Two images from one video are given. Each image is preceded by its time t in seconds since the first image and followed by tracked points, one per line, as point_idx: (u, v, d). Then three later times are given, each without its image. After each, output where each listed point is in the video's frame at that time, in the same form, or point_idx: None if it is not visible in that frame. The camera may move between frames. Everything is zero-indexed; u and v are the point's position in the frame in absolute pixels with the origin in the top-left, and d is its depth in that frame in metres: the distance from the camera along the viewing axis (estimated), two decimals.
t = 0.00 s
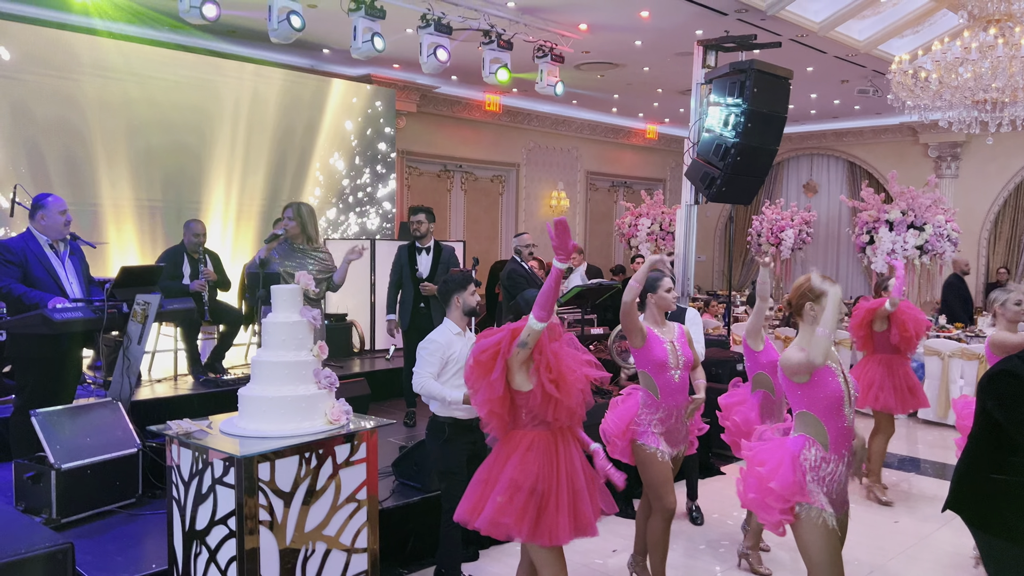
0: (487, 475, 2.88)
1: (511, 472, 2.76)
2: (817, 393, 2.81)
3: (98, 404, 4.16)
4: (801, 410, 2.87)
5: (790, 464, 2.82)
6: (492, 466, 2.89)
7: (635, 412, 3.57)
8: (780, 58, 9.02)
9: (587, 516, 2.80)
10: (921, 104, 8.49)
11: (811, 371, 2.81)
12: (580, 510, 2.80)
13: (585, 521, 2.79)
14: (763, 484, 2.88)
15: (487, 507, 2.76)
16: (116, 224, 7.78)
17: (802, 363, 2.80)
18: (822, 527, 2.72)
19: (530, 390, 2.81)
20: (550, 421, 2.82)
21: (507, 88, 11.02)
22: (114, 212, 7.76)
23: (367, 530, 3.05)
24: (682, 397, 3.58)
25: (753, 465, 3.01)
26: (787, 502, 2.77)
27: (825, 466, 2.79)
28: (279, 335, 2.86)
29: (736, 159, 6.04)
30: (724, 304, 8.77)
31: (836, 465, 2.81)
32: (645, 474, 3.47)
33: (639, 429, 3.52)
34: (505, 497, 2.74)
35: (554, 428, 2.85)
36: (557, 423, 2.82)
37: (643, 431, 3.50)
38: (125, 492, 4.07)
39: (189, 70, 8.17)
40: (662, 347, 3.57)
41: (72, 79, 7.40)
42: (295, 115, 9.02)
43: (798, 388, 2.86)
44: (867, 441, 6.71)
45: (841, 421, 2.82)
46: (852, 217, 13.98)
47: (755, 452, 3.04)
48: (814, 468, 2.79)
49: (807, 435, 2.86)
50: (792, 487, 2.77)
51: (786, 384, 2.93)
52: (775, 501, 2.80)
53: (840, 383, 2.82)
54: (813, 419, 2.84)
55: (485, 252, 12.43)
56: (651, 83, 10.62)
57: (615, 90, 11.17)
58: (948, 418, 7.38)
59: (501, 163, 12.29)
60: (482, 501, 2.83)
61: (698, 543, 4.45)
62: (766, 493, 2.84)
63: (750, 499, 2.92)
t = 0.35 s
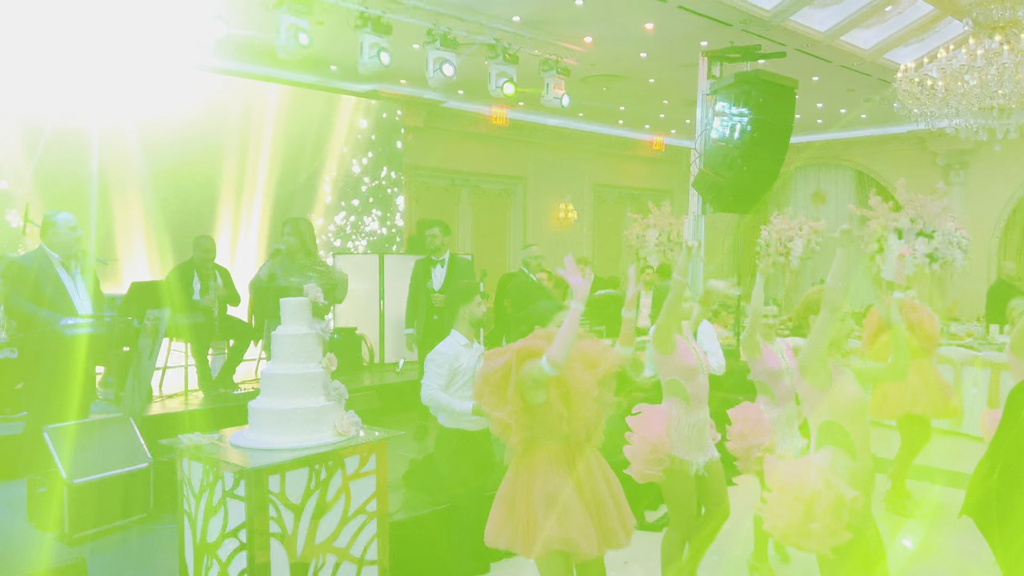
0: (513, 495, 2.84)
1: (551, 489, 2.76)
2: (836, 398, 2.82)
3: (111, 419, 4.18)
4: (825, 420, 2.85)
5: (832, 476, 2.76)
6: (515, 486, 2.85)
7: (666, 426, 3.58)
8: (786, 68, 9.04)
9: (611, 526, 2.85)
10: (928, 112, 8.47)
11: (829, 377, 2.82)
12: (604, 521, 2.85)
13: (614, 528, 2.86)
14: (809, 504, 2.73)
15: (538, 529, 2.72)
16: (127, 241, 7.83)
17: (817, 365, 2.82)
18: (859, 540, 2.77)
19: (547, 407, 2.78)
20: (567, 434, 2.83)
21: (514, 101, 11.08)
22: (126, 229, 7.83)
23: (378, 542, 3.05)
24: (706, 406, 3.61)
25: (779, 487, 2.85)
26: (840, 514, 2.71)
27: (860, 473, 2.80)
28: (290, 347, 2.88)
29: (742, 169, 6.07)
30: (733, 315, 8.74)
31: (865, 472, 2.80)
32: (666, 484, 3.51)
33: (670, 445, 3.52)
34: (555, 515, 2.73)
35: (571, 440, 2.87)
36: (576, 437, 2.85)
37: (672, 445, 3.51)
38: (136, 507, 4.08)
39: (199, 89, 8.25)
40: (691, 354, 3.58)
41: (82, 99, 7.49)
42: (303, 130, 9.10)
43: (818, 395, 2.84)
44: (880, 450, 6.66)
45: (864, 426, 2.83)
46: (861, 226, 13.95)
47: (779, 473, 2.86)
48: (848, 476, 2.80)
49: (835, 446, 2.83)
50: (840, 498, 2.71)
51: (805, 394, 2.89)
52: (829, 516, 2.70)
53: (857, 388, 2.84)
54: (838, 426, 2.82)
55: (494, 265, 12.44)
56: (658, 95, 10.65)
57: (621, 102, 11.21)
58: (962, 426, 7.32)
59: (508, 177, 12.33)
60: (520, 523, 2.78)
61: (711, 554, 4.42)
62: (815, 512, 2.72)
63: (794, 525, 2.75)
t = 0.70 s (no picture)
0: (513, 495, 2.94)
1: (526, 495, 2.81)
2: (840, 410, 2.77)
3: (123, 433, 4.20)
4: (829, 430, 2.83)
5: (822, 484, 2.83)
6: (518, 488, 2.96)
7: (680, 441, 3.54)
8: (795, 81, 9.05)
9: (602, 542, 2.77)
10: (938, 123, 8.42)
11: (833, 392, 2.80)
12: (595, 536, 2.78)
13: (600, 549, 2.76)
14: (796, 505, 2.87)
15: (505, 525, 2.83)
16: (141, 257, 7.90)
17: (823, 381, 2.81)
18: (854, 552, 2.71)
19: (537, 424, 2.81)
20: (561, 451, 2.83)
21: (524, 116, 11.14)
22: (140, 245, 7.90)
23: (389, 555, 3.04)
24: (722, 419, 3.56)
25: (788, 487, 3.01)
26: (821, 520, 2.78)
27: (857, 486, 2.74)
28: (300, 361, 2.89)
29: (753, 182, 6.07)
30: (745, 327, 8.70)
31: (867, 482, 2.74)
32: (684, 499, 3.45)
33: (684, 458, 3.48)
34: (523, 518, 2.77)
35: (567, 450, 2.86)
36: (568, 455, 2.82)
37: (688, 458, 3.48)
38: (149, 521, 4.09)
39: (212, 106, 8.35)
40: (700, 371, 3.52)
41: (98, 117, 7.60)
42: (315, 145, 9.14)
43: (824, 407, 2.84)
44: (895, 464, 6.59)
45: (870, 439, 2.74)
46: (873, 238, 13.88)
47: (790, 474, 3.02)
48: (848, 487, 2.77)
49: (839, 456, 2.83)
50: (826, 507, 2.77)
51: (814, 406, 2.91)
52: (809, 520, 2.80)
53: (867, 401, 2.74)
54: (838, 436, 2.80)
55: (504, 279, 12.46)
56: (667, 108, 10.67)
57: (630, 116, 11.24)
58: (978, 439, 7.23)
59: (518, 191, 12.38)
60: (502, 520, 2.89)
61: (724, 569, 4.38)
62: (798, 515, 2.84)
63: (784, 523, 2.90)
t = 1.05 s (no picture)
0: (514, 513, 2.95)
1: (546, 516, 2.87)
2: (856, 428, 2.70)
3: (140, 447, 4.22)
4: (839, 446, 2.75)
5: (836, 502, 2.74)
6: (520, 506, 2.96)
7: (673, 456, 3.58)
8: (809, 95, 9.05)
9: (614, 556, 2.92)
10: (954, 137, 8.36)
11: (850, 409, 2.70)
12: (606, 551, 2.92)
13: (612, 560, 2.92)
14: (805, 525, 2.80)
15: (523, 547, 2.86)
16: (158, 272, 7.99)
17: (842, 399, 2.69)
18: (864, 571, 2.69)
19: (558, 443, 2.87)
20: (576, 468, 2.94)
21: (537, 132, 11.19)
22: (158, 261, 8.00)
23: (402, 570, 3.04)
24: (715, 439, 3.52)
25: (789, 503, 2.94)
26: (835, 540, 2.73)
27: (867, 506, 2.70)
28: (316, 375, 2.91)
29: (767, 196, 6.06)
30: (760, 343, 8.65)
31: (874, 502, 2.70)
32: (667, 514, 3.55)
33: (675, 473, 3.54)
34: (542, 541, 2.84)
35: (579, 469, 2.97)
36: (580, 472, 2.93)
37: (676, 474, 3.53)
38: (165, 535, 4.11)
39: (229, 123, 8.45)
40: (698, 389, 3.52)
41: (116, 134, 7.72)
42: (331, 160, 9.21)
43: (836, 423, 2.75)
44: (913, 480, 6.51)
45: (883, 459, 2.72)
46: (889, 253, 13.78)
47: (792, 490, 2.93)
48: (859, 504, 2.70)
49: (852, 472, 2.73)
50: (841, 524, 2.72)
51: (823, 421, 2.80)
52: (821, 539, 2.74)
53: (882, 421, 2.71)
54: (849, 454, 2.72)
55: (518, 294, 12.47)
56: (680, 123, 10.68)
57: (644, 131, 11.26)
58: (999, 456, 7.13)
59: (532, 206, 12.41)
60: (512, 540, 2.91)
61: None
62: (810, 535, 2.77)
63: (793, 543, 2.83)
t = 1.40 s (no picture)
0: (510, 515, 3.00)
1: (530, 523, 2.87)
2: (860, 443, 2.69)
3: (152, 455, 4.24)
4: (842, 455, 2.75)
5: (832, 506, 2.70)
6: (513, 511, 3.00)
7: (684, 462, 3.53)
8: (821, 105, 9.02)
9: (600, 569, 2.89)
10: (967, 147, 8.26)
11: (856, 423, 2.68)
12: (593, 563, 2.90)
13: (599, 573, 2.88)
14: (799, 526, 2.76)
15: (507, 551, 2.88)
16: (171, 281, 8.04)
17: (848, 414, 2.66)
18: None
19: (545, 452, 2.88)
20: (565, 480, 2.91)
21: (548, 142, 11.22)
22: (171, 270, 8.06)
23: None
24: (725, 449, 3.51)
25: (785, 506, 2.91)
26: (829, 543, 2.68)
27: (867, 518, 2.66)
28: (327, 383, 2.92)
29: (779, 206, 6.04)
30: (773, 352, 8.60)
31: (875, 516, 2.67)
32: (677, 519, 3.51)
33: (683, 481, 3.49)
34: (525, 547, 2.84)
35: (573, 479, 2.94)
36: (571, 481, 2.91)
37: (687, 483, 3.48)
38: (177, 544, 4.12)
39: (241, 133, 8.52)
40: (709, 398, 3.52)
41: (131, 144, 7.80)
42: (342, 170, 9.25)
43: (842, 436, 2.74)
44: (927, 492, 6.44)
45: (886, 473, 2.70)
46: (902, 263, 13.69)
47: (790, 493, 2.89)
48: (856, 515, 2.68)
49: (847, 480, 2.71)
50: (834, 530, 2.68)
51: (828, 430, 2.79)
52: (814, 542, 2.69)
53: (888, 436, 2.69)
54: (852, 466, 2.72)
55: (528, 303, 12.48)
56: (691, 133, 10.67)
57: (655, 140, 11.25)
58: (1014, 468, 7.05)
59: (543, 216, 12.42)
60: (500, 544, 2.95)
61: None
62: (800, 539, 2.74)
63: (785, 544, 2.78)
